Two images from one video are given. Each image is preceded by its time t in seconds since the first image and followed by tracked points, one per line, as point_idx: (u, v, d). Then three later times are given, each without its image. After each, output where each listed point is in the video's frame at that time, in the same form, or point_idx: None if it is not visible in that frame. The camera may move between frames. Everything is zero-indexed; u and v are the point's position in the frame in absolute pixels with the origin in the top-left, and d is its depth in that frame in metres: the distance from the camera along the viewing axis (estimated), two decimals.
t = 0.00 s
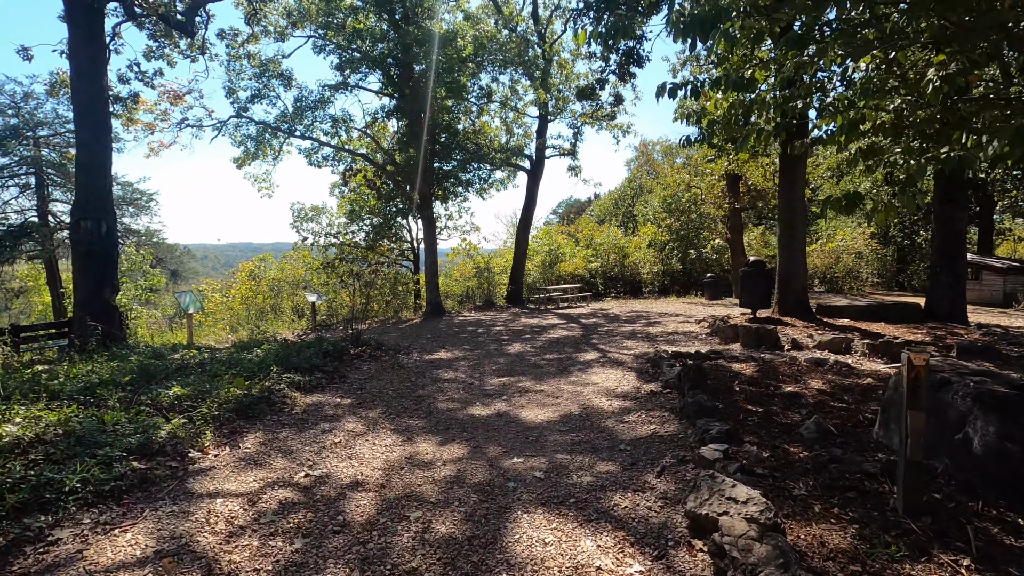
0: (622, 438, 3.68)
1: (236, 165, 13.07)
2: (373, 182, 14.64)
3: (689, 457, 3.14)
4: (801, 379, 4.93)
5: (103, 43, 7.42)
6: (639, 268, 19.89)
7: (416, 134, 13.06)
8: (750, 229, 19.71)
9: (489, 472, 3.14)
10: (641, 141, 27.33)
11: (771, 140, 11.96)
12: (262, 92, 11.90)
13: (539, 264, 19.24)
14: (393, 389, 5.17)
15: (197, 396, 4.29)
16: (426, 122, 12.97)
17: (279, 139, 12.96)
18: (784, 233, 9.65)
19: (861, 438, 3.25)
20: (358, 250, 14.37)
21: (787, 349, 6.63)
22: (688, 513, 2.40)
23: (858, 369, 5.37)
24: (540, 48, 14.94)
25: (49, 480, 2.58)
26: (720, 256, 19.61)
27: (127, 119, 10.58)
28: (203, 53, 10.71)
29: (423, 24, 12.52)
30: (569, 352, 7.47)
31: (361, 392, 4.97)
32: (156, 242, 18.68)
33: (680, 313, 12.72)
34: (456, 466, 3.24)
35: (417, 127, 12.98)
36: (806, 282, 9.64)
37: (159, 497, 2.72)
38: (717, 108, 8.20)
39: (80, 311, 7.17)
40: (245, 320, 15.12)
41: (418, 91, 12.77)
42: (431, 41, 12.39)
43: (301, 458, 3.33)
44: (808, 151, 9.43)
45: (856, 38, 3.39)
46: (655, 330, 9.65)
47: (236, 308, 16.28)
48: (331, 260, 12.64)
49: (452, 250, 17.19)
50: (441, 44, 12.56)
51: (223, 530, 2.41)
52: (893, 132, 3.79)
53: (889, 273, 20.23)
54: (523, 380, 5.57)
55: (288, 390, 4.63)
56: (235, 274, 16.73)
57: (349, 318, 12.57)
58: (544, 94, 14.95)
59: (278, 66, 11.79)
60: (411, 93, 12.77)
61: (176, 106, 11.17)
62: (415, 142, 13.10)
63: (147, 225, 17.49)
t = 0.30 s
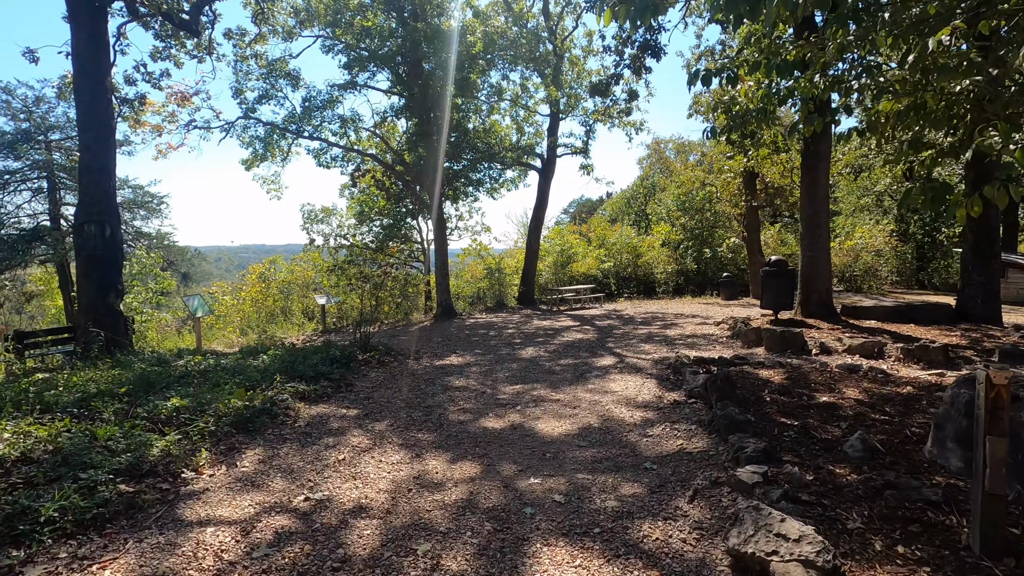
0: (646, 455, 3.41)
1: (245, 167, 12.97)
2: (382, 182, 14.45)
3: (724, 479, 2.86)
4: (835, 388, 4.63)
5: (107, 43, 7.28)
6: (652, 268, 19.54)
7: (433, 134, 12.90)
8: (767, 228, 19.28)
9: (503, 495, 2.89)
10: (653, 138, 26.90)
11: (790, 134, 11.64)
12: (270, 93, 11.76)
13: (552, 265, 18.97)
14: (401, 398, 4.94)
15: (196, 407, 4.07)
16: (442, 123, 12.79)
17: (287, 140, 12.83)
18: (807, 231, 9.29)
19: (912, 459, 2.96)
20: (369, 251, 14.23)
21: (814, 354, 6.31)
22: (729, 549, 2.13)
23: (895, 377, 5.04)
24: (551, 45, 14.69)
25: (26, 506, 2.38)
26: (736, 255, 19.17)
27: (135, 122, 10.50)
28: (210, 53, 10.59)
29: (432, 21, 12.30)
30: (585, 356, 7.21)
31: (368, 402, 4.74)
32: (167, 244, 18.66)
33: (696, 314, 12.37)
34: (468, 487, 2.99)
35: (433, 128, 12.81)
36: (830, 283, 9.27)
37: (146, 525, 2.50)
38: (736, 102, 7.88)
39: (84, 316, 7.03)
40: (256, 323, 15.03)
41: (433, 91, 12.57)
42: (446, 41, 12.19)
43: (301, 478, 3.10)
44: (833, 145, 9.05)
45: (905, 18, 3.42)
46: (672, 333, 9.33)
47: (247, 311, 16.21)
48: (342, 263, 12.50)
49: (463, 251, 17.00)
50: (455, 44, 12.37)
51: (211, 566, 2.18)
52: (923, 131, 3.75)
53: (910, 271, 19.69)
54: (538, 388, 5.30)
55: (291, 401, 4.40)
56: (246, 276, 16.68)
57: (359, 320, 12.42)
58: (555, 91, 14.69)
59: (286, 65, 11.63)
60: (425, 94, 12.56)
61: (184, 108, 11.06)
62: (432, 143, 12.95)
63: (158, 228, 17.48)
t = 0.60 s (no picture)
0: (668, 469, 3.13)
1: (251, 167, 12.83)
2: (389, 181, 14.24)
3: (757, 498, 2.58)
4: (868, 392, 4.31)
5: (103, 38, 7.06)
6: (664, 265, 19.15)
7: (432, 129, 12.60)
8: (783, 223, 18.84)
9: (510, 515, 2.61)
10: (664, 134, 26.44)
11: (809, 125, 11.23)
12: (274, 91, 11.57)
13: (562, 263, 18.66)
14: (404, 404, 4.69)
15: (185, 416, 3.84)
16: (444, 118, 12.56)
17: (292, 139, 12.66)
18: (828, 224, 8.91)
19: (970, 476, 2.65)
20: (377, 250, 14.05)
21: (841, 354, 5.96)
22: None
23: (932, 379, 4.69)
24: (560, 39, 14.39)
25: None
26: (750, 251, 18.68)
27: (138, 121, 10.36)
28: (213, 51, 10.43)
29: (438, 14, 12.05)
30: (597, 357, 6.91)
31: (370, 410, 4.48)
32: (175, 246, 18.59)
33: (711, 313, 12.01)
34: (472, 507, 2.71)
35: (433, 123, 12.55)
36: (853, 279, 8.89)
37: (114, 552, 2.26)
38: (755, 90, 7.56)
39: (82, 319, 6.86)
40: (263, 324, 14.89)
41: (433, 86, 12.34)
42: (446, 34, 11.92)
43: (290, 495, 2.85)
44: (855, 135, 8.67)
45: None
46: (688, 332, 8.99)
47: (254, 312, 16.08)
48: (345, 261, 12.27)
49: (471, 250, 16.77)
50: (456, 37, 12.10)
51: None
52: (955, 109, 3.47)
53: (930, 267, 19.15)
54: (548, 393, 5.01)
55: (287, 408, 4.16)
56: (253, 277, 16.55)
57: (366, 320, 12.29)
58: (564, 86, 14.40)
59: (289, 62, 11.43)
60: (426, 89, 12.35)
61: (187, 106, 10.92)
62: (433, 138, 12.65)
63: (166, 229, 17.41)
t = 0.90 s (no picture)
0: (692, 494, 2.83)
1: (256, 169, 12.69)
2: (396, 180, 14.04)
3: (796, 531, 2.28)
4: (906, 402, 3.99)
5: (98, 37, 6.87)
6: (677, 265, 18.78)
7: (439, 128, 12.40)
8: (798, 221, 18.42)
9: (517, 550, 2.33)
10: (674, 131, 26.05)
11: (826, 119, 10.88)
12: (278, 91, 11.39)
13: (572, 263, 18.34)
14: (406, 416, 4.41)
15: (171, 432, 3.61)
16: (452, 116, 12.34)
17: (297, 140, 12.50)
18: (851, 220, 8.53)
19: None
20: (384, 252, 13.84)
21: (870, 359, 5.61)
22: None
23: (975, 387, 4.33)
24: (568, 35, 14.12)
25: None
26: (765, 250, 18.26)
27: (141, 123, 10.23)
28: (215, 51, 10.26)
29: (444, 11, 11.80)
30: (611, 362, 6.60)
31: (370, 422, 4.23)
32: (182, 249, 18.53)
33: (726, 314, 11.65)
34: (475, 539, 2.44)
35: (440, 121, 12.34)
36: (876, 278, 8.51)
37: None
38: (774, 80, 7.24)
39: (77, 326, 6.68)
40: (270, 328, 14.75)
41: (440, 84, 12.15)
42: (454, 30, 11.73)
43: (275, 525, 2.59)
44: (879, 126, 8.31)
45: None
46: (703, 335, 8.66)
47: (261, 316, 15.94)
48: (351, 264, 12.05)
49: (480, 250, 16.53)
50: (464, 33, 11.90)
51: None
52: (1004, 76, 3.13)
53: (948, 265, 18.61)
54: (559, 403, 4.73)
55: (281, 423, 3.91)
56: (260, 280, 16.40)
57: (372, 323, 12.23)
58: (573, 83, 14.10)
59: (293, 61, 11.24)
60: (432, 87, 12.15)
61: (191, 108, 10.77)
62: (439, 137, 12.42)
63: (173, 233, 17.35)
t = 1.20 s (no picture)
0: (722, 517, 2.53)
1: (259, 171, 12.53)
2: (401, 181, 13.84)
3: (850, 567, 1.98)
4: (951, 408, 3.65)
5: (92, 36, 6.67)
6: (688, 264, 18.40)
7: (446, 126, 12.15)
8: (813, 217, 17.97)
9: None
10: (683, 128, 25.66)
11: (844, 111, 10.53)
12: (281, 91, 11.20)
13: (581, 263, 18.02)
14: (408, 427, 4.14)
15: (154, 447, 3.36)
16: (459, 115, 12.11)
17: (301, 140, 12.32)
18: (874, 214, 8.16)
19: None
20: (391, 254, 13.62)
21: (903, 361, 5.27)
22: None
23: None
24: (575, 30, 13.82)
25: None
26: (779, 247, 17.81)
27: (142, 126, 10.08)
28: (216, 51, 10.08)
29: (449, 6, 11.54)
30: (625, 366, 6.29)
31: (368, 435, 3.95)
32: (189, 254, 18.45)
33: (741, 313, 11.27)
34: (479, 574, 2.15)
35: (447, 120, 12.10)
36: (902, 274, 8.13)
37: None
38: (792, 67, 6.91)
39: (74, 333, 6.50)
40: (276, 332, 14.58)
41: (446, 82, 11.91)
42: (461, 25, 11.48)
43: (257, 557, 2.33)
44: (903, 116, 7.95)
45: None
46: (720, 336, 8.32)
47: (268, 320, 15.78)
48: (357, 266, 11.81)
49: (488, 251, 16.26)
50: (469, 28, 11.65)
51: None
52: None
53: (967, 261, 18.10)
54: (571, 412, 4.43)
55: (273, 436, 3.65)
56: (267, 283, 16.24)
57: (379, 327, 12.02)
58: (581, 79, 13.80)
59: (295, 61, 11.03)
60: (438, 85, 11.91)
61: (192, 109, 10.60)
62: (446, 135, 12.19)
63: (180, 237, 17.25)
